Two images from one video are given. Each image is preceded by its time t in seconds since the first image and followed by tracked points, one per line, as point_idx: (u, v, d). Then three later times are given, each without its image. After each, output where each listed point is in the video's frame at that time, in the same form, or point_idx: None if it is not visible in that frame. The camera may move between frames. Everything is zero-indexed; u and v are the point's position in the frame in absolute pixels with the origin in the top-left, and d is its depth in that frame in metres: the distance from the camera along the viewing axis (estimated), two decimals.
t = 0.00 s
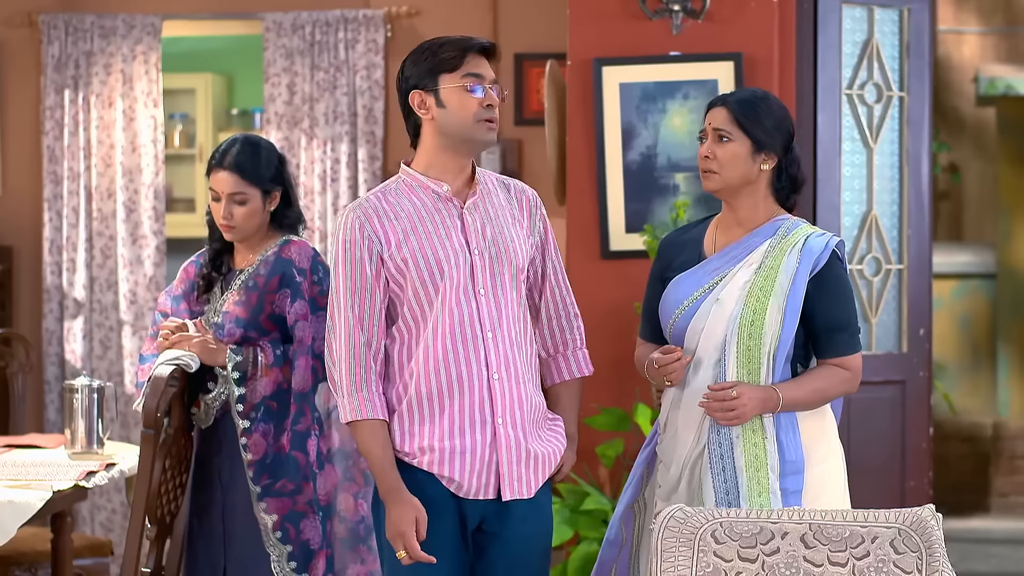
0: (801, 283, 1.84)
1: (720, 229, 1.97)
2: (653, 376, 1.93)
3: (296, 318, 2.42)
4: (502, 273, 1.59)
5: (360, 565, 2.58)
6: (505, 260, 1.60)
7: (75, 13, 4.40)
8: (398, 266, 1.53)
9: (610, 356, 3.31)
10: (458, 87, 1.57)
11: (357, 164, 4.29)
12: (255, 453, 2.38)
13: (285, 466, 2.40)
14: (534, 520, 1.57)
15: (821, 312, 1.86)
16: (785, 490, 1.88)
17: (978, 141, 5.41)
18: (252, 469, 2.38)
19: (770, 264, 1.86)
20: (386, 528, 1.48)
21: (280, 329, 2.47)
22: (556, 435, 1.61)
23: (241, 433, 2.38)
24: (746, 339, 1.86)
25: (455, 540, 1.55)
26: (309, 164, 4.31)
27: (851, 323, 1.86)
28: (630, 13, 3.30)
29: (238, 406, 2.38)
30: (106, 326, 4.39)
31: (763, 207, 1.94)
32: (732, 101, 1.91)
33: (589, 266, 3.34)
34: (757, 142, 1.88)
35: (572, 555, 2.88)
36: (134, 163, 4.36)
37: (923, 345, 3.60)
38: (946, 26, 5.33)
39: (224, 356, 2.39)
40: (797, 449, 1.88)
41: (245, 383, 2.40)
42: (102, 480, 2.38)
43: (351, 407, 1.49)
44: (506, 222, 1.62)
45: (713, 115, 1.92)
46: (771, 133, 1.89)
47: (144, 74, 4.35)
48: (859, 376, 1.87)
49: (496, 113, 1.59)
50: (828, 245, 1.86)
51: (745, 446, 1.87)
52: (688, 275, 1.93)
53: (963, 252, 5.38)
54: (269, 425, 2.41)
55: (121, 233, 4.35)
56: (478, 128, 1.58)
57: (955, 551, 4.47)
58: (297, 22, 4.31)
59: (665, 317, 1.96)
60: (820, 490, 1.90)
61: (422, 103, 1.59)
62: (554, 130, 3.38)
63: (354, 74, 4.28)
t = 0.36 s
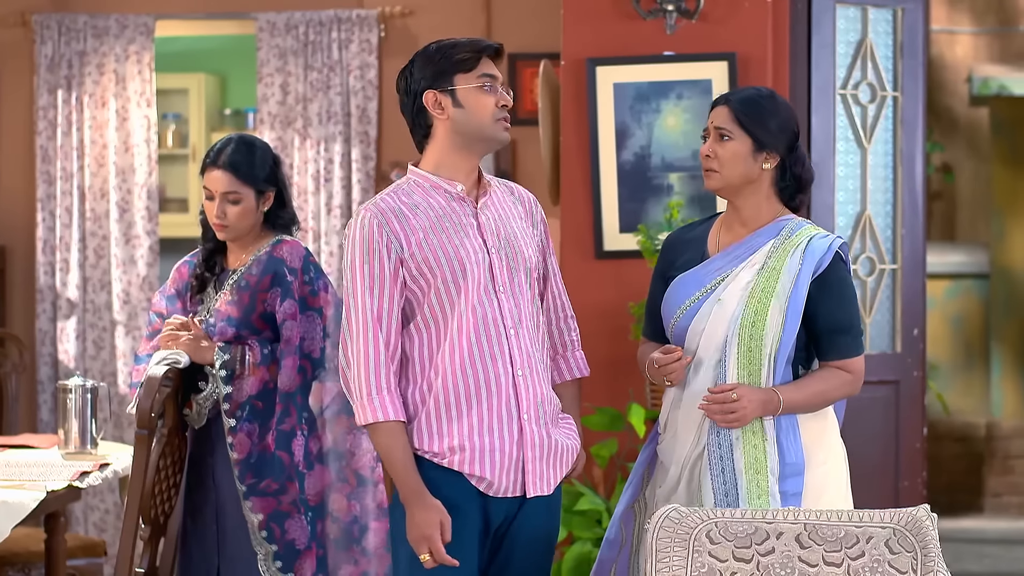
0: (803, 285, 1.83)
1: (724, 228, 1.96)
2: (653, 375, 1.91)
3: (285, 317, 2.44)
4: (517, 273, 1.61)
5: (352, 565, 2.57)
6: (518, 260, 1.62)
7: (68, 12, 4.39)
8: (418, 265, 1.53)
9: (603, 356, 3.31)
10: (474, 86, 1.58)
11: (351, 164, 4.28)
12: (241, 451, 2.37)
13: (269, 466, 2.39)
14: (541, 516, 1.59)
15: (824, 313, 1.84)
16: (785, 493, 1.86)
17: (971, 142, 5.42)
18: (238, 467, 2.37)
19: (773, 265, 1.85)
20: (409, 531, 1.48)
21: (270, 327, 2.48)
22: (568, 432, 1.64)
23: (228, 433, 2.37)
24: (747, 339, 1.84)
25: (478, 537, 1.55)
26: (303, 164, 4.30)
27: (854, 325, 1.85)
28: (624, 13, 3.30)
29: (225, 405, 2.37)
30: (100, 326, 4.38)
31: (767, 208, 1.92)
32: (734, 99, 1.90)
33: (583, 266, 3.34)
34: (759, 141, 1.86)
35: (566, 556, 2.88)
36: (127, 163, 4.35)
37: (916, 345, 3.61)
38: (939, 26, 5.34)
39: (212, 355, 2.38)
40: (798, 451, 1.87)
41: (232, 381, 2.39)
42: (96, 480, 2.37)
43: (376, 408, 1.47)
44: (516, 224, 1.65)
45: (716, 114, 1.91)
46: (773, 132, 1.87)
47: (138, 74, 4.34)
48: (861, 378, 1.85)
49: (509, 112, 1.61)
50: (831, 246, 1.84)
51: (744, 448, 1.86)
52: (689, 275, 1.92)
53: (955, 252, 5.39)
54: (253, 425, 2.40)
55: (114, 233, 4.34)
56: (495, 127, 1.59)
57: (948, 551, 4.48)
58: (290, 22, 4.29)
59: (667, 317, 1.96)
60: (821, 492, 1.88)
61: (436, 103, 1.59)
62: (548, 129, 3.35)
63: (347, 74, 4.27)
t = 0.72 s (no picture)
0: (805, 285, 1.81)
1: (727, 227, 1.94)
2: (653, 376, 1.90)
3: (277, 318, 2.44)
4: (523, 280, 1.63)
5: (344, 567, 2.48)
6: (524, 266, 1.64)
7: (63, 13, 4.38)
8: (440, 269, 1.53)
9: (600, 356, 3.32)
10: (490, 92, 1.56)
11: (346, 164, 4.28)
12: (230, 451, 2.37)
13: (258, 466, 2.39)
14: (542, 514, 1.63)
15: (826, 314, 1.82)
16: (784, 493, 1.86)
17: (966, 142, 5.43)
18: (227, 466, 2.37)
19: (775, 265, 1.84)
20: (440, 536, 1.48)
21: (264, 327, 2.48)
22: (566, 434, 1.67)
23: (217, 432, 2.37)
24: (748, 340, 1.84)
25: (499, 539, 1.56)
26: (298, 164, 4.30)
27: (857, 327, 1.83)
28: (621, 13, 3.30)
29: (215, 403, 2.38)
30: (95, 326, 4.37)
31: (770, 209, 1.91)
32: (738, 98, 1.88)
33: (579, 266, 3.33)
34: (762, 141, 1.84)
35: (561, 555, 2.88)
36: (122, 163, 4.34)
37: (912, 345, 3.61)
38: (934, 27, 5.34)
39: (203, 351, 2.37)
40: (798, 452, 1.87)
41: (222, 379, 2.38)
42: (91, 481, 2.37)
43: (406, 411, 1.45)
44: (517, 230, 1.67)
45: (720, 114, 1.89)
46: (775, 131, 1.85)
47: (132, 74, 4.33)
48: (863, 380, 1.84)
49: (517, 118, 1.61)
50: (834, 248, 1.82)
51: (744, 449, 1.85)
52: (691, 275, 1.91)
53: (951, 252, 5.41)
54: (245, 424, 2.40)
55: (109, 233, 4.34)
56: (506, 134, 1.58)
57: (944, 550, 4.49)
58: (285, 22, 4.29)
59: (668, 317, 1.95)
60: (822, 493, 1.87)
61: (451, 106, 1.56)
62: (544, 128, 3.33)
63: (342, 74, 4.27)
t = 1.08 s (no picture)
0: (812, 284, 1.80)
1: (730, 226, 1.93)
2: (657, 378, 1.89)
3: (272, 319, 2.44)
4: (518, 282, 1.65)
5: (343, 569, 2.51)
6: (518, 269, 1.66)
7: (63, 12, 4.38)
8: (452, 265, 1.51)
9: (600, 356, 3.32)
10: (489, 95, 1.56)
11: (346, 163, 4.28)
12: (220, 445, 2.36)
13: (251, 463, 2.39)
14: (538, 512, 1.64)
15: (832, 314, 1.82)
16: (790, 493, 1.85)
17: (966, 141, 5.43)
18: (218, 462, 2.36)
19: (780, 265, 1.83)
20: (462, 535, 1.48)
21: (258, 329, 2.46)
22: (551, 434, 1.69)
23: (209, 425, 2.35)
24: (754, 338, 1.82)
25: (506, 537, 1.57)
26: (297, 163, 4.29)
27: (862, 326, 1.82)
28: (620, 12, 3.29)
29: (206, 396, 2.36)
30: (95, 326, 4.37)
31: (776, 209, 1.89)
32: (742, 101, 1.85)
33: (579, 265, 3.33)
34: (771, 144, 1.82)
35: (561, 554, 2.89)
36: (122, 163, 4.34)
37: (912, 344, 3.61)
38: (934, 27, 5.35)
39: (195, 344, 2.36)
40: (803, 451, 1.86)
41: (212, 373, 2.37)
42: (91, 480, 2.37)
43: (428, 409, 1.44)
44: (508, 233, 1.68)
45: (725, 118, 1.85)
46: (787, 135, 1.83)
47: (132, 73, 4.33)
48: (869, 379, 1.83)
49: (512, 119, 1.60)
50: (840, 247, 1.81)
51: (750, 449, 1.84)
52: (695, 274, 1.90)
53: (950, 252, 5.40)
54: (234, 419, 2.38)
55: (109, 232, 4.34)
56: (502, 134, 1.58)
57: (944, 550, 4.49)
58: (285, 22, 4.29)
59: (671, 317, 1.93)
60: (826, 494, 1.86)
61: (450, 108, 1.55)
62: (544, 127, 3.33)
63: (342, 73, 4.27)
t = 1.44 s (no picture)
0: (818, 281, 1.72)
1: (733, 225, 1.82)
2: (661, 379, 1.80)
3: (276, 321, 2.44)
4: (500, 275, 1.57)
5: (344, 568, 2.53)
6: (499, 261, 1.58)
7: (64, 12, 4.38)
8: (451, 252, 1.43)
9: (600, 356, 3.32)
10: (469, 92, 1.47)
11: (346, 163, 4.28)
12: (220, 452, 2.37)
13: (251, 466, 2.39)
14: (514, 507, 1.55)
15: (838, 312, 1.74)
16: (797, 492, 1.77)
17: (966, 141, 5.43)
18: (218, 468, 2.37)
19: (787, 262, 1.74)
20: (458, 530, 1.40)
21: (259, 331, 2.46)
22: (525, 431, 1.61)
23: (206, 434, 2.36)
24: (762, 336, 1.73)
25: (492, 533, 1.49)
26: (298, 163, 4.30)
27: (868, 323, 1.75)
28: (620, 12, 3.29)
29: (206, 404, 2.36)
30: (95, 325, 4.37)
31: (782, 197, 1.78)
32: (751, 104, 1.74)
33: (580, 265, 3.33)
34: (786, 148, 1.72)
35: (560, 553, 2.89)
36: (122, 162, 4.34)
37: (912, 344, 3.60)
38: (934, 26, 5.35)
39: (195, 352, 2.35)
40: (811, 450, 1.77)
41: (213, 382, 2.37)
42: (91, 479, 2.37)
43: (425, 403, 1.36)
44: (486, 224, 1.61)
45: (735, 123, 1.74)
46: (796, 135, 1.73)
47: (132, 73, 4.33)
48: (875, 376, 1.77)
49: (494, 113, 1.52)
50: (847, 243, 1.74)
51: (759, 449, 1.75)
52: (698, 272, 1.79)
53: (951, 252, 5.39)
54: (234, 424, 2.40)
55: (109, 232, 4.34)
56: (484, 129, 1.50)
57: (944, 550, 4.48)
58: (285, 21, 4.29)
59: (673, 318, 1.83)
60: (831, 492, 1.79)
61: (428, 107, 1.47)
62: (544, 127, 3.34)
63: (342, 73, 4.27)
